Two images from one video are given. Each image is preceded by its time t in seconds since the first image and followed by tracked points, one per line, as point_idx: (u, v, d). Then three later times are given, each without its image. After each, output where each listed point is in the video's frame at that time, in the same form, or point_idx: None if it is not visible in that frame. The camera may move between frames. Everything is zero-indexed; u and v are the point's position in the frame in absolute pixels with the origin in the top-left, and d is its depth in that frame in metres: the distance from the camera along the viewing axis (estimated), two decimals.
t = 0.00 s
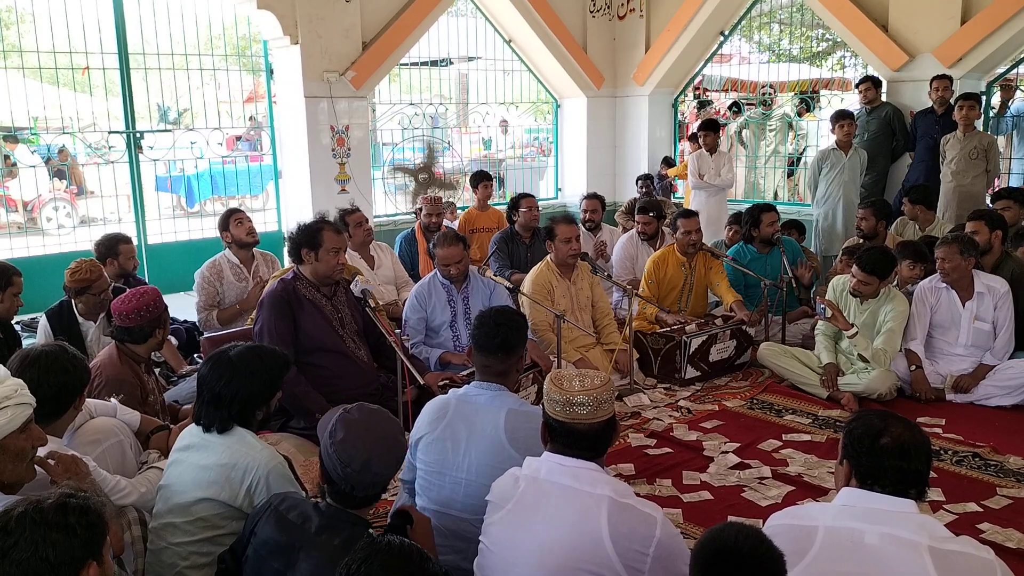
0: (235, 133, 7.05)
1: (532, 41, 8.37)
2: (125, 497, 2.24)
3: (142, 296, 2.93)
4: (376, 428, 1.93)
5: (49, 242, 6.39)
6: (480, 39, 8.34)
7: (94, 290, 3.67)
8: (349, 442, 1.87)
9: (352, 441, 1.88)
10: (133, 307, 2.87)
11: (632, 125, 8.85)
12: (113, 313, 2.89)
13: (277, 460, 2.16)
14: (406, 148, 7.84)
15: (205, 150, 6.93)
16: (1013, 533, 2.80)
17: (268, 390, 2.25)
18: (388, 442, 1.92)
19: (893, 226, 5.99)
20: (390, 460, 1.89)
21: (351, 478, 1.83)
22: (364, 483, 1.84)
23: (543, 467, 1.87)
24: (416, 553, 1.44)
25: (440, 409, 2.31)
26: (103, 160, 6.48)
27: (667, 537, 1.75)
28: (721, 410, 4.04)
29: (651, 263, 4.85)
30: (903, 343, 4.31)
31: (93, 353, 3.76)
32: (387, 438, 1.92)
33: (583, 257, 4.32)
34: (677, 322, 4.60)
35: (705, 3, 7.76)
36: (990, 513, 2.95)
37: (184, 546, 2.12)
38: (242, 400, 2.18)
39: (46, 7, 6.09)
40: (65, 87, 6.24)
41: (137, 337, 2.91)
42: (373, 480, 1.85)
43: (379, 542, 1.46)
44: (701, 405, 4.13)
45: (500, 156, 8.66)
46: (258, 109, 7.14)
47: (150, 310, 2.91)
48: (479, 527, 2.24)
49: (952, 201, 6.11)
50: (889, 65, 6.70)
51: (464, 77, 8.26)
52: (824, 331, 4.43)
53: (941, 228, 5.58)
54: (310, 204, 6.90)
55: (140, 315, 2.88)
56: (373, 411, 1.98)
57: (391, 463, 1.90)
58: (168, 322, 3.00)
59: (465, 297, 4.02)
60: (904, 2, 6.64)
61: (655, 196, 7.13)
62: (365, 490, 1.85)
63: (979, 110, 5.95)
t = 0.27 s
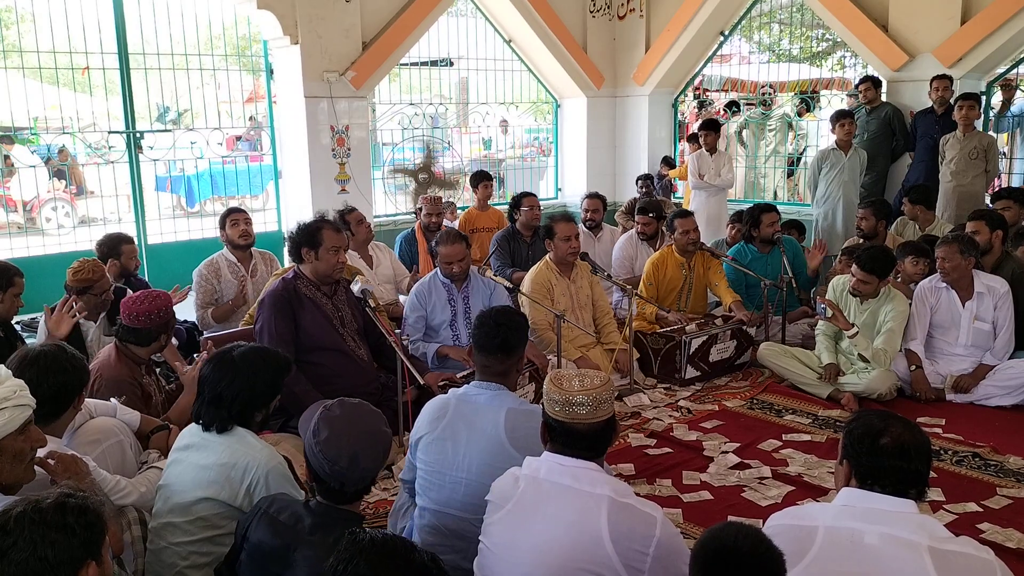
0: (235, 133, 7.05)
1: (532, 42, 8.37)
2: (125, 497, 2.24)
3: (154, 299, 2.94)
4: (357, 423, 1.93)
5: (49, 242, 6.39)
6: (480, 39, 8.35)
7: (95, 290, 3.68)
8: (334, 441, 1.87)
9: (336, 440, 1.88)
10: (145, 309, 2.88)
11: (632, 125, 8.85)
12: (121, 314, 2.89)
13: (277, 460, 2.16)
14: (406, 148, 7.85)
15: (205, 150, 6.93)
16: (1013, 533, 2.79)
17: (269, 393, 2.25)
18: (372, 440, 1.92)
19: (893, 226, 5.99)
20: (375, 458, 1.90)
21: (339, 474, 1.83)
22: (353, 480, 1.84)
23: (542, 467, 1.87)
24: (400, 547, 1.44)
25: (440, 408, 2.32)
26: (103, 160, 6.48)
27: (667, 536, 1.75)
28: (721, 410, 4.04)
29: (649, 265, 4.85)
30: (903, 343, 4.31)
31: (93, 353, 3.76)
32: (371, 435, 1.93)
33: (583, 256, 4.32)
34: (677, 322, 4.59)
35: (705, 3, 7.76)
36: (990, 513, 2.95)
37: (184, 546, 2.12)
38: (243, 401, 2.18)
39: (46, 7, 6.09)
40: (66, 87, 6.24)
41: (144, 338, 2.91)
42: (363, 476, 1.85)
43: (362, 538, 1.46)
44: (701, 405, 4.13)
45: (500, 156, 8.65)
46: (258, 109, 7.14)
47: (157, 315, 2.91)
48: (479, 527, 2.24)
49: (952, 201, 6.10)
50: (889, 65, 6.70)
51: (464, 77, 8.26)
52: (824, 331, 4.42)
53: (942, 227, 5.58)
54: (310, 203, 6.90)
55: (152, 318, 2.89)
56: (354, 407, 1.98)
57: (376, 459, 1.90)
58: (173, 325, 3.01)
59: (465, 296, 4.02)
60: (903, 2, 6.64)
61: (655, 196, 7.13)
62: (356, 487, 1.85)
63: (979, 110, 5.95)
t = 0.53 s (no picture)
0: (235, 133, 7.05)
1: (532, 42, 8.37)
2: (124, 497, 2.24)
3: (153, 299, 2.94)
4: (348, 418, 1.92)
5: (49, 242, 6.40)
6: (480, 39, 8.35)
7: (95, 290, 3.67)
8: (323, 436, 1.87)
9: (325, 435, 1.87)
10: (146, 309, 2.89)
11: (632, 125, 8.85)
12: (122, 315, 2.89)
13: (277, 460, 2.16)
14: (406, 148, 7.85)
15: (205, 150, 6.93)
16: (1013, 533, 2.80)
17: (270, 394, 2.25)
18: (365, 435, 1.91)
19: (893, 226, 5.99)
20: (367, 452, 1.88)
21: (327, 469, 1.83)
22: (341, 473, 1.83)
23: (542, 467, 1.87)
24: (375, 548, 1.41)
25: (439, 408, 2.32)
26: (103, 160, 6.48)
27: (667, 536, 1.75)
28: (721, 410, 4.04)
29: (649, 266, 4.85)
30: (903, 343, 4.31)
31: (92, 353, 3.76)
32: (361, 429, 1.92)
33: (583, 256, 4.33)
34: (676, 322, 4.59)
35: (705, 3, 7.76)
36: (990, 513, 2.95)
37: (183, 546, 2.12)
38: (244, 400, 2.19)
39: (46, 7, 6.09)
40: (66, 87, 6.24)
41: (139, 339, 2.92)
42: (350, 470, 1.84)
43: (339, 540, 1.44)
44: (701, 405, 4.13)
45: (500, 156, 8.65)
46: (258, 109, 7.14)
47: (153, 314, 2.90)
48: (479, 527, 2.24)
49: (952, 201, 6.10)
50: (889, 65, 6.70)
51: (464, 77, 8.26)
52: (824, 331, 4.42)
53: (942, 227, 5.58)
54: (310, 203, 6.90)
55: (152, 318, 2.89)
56: (346, 403, 1.97)
57: (367, 451, 1.89)
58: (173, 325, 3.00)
59: (466, 296, 4.02)
60: (904, 2, 6.64)
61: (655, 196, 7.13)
62: (348, 484, 1.84)
63: (979, 110, 5.95)
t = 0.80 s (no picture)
0: (235, 133, 7.05)
1: (532, 42, 8.37)
2: (125, 497, 2.24)
3: (157, 302, 2.94)
4: (324, 411, 1.92)
5: (49, 242, 6.40)
6: (480, 39, 8.35)
7: (94, 290, 3.68)
8: (295, 430, 1.88)
9: (297, 430, 1.88)
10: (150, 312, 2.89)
11: (632, 125, 8.85)
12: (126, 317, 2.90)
13: (278, 463, 2.16)
14: (406, 148, 7.85)
15: (205, 150, 6.93)
16: (1013, 533, 2.80)
17: (270, 395, 2.25)
18: (344, 428, 1.90)
19: (893, 226, 5.99)
20: (342, 445, 1.87)
21: (300, 463, 1.85)
22: (310, 467, 1.84)
23: (542, 467, 1.87)
24: (347, 556, 1.38)
25: (439, 408, 2.32)
26: (103, 160, 6.48)
27: (667, 536, 1.76)
28: (721, 410, 4.04)
29: (648, 267, 4.86)
30: (903, 343, 4.31)
31: (92, 353, 3.76)
32: (336, 422, 1.91)
33: (583, 255, 4.33)
34: (677, 322, 4.59)
35: (705, 3, 7.76)
36: (990, 513, 2.95)
37: (184, 547, 2.12)
38: (245, 401, 2.19)
39: (46, 7, 6.09)
40: (66, 87, 6.24)
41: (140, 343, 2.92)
42: (319, 463, 1.84)
43: (312, 549, 1.42)
44: (701, 405, 4.13)
45: (500, 156, 8.65)
46: (258, 109, 7.14)
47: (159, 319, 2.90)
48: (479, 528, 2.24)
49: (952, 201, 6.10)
50: (889, 65, 6.70)
51: (464, 77, 8.26)
52: (824, 331, 4.42)
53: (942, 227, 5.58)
54: (310, 203, 6.90)
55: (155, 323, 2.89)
56: (329, 396, 1.97)
57: (344, 444, 1.88)
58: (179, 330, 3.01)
59: (467, 297, 4.02)
60: (904, 2, 6.64)
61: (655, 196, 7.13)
62: (323, 476, 1.85)
63: (978, 110, 5.94)
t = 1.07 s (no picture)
0: (235, 133, 7.05)
1: (532, 42, 8.37)
2: (124, 496, 2.24)
3: (167, 309, 2.94)
4: (295, 410, 1.89)
5: (49, 242, 6.39)
6: (480, 39, 8.35)
7: (93, 289, 3.65)
8: (268, 432, 1.86)
9: (270, 431, 1.86)
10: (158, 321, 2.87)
11: (632, 125, 8.85)
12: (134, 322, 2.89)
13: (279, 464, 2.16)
14: (406, 148, 7.85)
15: (205, 150, 6.93)
16: (1013, 533, 2.80)
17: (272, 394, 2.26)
18: (318, 426, 1.88)
19: (893, 226, 5.99)
20: (317, 443, 1.85)
21: (277, 464, 1.84)
22: (287, 466, 1.83)
23: (540, 467, 1.87)
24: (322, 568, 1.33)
25: (439, 408, 2.32)
26: (103, 160, 6.48)
27: (666, 536, 1.76)
28: (721, 410, 4.04)
29: (648, 267, 4.85)
30: (903, 343, 4.31)
31: (92, 353, 3.77)
32: (309, 420, 1.88)
33: (582, 255, 4.33)
34: (677, 322, 4.58)
35: (705, 3, 7.76)
36: (990, 513, 2.95)
37: (184, 547, 2.12)
38: (246, 402, 2.20)
39: (46, 7, 6.09)
40: (66, 87, 6.24)
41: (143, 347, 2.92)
42: (295, 463, 1.82)
43: (289, 565, 1.37)
44: (701, 405, 4.13)
45: (500, 156, 8.65)
46: (258, 109, 7.13)
47: (164, 327, 2.88)
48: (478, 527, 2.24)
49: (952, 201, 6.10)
50: (889, 65, 6.70)
51: (464, 77, 8.26)
52: (824, 331, 4.42)
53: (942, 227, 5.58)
54: (311, 203, 6.90)
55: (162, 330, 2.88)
56: (301, 395, 1.94)
57: (318, 441, 1.86)
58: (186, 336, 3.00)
59: (468, 297, 4.02)
60: (903, 2, 6.64)
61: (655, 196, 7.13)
62: (302, 475, 1.83)
63: (978, 110, 5.94)
